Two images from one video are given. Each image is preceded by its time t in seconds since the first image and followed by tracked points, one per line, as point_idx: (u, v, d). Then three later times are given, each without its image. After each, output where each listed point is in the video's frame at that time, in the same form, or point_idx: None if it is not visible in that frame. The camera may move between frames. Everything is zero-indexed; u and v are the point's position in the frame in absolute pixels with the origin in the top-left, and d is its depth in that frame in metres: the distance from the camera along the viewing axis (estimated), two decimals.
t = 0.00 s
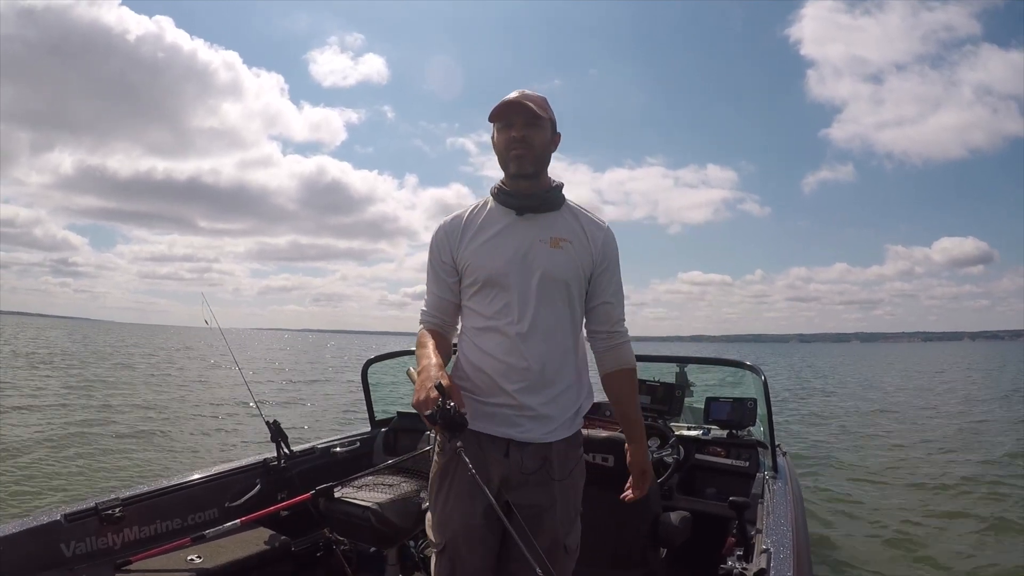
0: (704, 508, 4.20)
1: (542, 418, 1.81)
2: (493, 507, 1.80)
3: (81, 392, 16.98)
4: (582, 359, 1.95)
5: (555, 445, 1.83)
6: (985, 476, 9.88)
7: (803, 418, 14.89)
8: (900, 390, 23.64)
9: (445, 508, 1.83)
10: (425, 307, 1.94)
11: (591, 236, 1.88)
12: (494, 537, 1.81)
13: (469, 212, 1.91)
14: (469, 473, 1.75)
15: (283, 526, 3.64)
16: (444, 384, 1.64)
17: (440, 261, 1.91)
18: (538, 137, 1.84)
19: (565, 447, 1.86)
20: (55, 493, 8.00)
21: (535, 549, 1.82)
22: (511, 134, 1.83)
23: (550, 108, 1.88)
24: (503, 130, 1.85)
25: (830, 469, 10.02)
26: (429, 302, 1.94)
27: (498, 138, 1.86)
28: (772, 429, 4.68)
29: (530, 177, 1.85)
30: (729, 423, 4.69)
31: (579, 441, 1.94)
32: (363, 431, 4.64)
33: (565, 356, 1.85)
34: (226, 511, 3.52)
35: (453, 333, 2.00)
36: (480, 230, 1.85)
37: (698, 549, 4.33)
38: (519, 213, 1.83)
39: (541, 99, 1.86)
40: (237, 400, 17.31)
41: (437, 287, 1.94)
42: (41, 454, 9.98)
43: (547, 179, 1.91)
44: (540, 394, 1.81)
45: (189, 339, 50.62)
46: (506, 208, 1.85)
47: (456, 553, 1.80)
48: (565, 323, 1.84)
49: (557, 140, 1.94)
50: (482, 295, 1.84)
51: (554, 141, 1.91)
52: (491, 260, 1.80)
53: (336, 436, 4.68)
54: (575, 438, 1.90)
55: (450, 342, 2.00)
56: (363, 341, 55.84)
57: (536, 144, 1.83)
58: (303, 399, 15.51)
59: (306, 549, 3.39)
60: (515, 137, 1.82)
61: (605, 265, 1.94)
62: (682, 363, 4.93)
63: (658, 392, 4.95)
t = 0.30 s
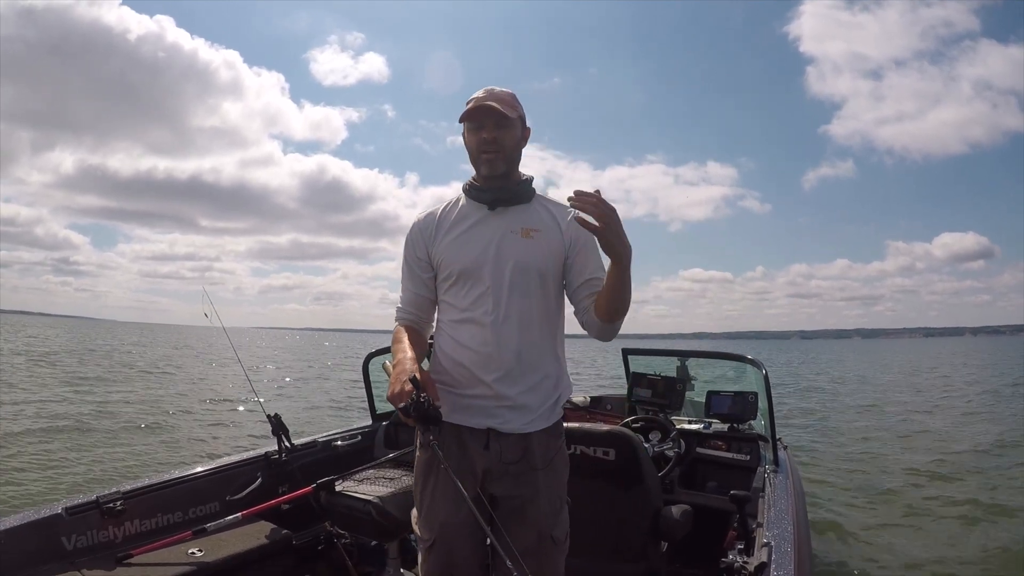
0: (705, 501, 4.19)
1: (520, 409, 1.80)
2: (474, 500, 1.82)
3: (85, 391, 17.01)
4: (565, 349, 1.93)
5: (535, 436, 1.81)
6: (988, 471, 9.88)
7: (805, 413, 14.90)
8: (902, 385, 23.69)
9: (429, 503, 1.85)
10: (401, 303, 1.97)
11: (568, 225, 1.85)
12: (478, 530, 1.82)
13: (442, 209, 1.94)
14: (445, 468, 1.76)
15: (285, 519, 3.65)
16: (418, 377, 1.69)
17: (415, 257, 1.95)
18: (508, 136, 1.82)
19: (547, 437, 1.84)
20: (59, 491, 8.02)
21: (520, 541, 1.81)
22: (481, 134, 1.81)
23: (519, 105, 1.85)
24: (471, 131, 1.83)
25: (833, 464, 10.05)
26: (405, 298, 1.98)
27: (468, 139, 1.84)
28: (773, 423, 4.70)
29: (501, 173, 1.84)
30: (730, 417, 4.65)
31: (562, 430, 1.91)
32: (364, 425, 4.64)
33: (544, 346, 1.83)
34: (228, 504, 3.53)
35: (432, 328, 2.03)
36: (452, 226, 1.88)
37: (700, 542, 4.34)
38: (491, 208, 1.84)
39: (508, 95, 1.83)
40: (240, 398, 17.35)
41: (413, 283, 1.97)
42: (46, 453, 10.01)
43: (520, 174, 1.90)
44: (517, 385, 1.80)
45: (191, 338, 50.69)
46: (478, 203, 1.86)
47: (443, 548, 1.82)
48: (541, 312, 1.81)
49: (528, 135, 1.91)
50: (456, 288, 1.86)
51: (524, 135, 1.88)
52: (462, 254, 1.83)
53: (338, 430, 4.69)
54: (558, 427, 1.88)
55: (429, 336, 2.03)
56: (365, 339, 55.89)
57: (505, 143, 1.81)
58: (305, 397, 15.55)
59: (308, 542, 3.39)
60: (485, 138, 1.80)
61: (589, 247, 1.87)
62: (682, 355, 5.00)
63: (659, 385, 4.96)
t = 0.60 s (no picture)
0: (705, 496, 4.21)
1: (498, 402, 1.79)
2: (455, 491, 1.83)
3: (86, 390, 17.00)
4: (548, 342, 1.91)
5: (515, 427, 1.79)
6: (989, 472, 9.87)
7: (805, 414, 14.90)
8: (904, 387, 23.71)
9: (414, 495, 1.88)
10: (385, 300, 2.00)
11: (546, 216, 1.82)
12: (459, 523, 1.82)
13: (422, 208, 1.97)
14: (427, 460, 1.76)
15: (284, 515, 3.65)
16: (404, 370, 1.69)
17: (398, 256, 1.98)
18: (484, 134, 1.81)
19: (528, 429, 1.82)
20: (60, 490, 8.01)
21: (502, 535, 1.78)
22: (456, 134, 1.80)
23: (493, 102, 1.84)
24: (444, 132, 1.83)
25: (834, 465, 10.06)
26: (389, 295, 2.01)
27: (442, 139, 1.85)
28: (773, 418, 4.69)
29: (478, 170, 1.84)
30: (731, 412, 4.70)
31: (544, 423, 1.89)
32: (363, 420, 4.65)
33: (522, 340, 1.81)
34: (228, 499, 3.53)
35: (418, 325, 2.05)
36: (430, 224, 1.90)
37: (699, 537, 4.35)
38: (468, 205, 1.85)
39: (479, 92, 1.82)
40: (242, 398, 17.35)
41: (396, 280, 2.00)
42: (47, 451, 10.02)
43: (497, 170, 1.89)
44: (495, 379, 1.80)
45: (191, 337, 50.69)
46: (456, 201, 1.87)
47: (427, 539, 1.84)
48: (519, 305, 1.80)
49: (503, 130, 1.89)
50: (435, 286, 1.88)
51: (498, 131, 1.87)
52: (439, 252, 1.85)
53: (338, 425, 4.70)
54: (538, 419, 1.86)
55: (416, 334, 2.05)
56: (366, 340, 55.88)
57: (479, 140, 1.80)
58: (306, 397, 15.56)
59: (308, 537, 3.41)
60: (460, 137, 1.79)
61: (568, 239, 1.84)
62: (682, 351, 5.00)
63: (660, 381, 4.99)
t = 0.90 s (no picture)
0: (704, 498, 4.20)
1: (495, 404, 1.78)
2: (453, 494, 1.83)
3: (85, 388, 16.96)
4: (545, 344, 1.91)
5: (514, 427, 1.79)
6: (988, 479, 9.86)
7: (804, 420, 14.90)
8: (903, 394, 23.70)
9: (411, 498, 1.88)
10: (378, 303, 1.99)
11: (542, 219, 1.83)
12: (457, 525, 1.82)
13: (416, 210, 1.96)
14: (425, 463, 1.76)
15: (284, 516, 3.65)
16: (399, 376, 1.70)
17: (392, 259, 1.98)
18: (482, 136, 1.81)
19: (528, 429, 1.81)
20: (59, 488, 8.00)
21: (500, 536, 1.76)
22: (454, 136, 1.79)
23: (490, 104, 1.84)
24: (440, 135, 1.82)
25: (832, 471, 10.07)
26: (382, 299, 1.99)
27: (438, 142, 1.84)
28: (773, 420, 4.67)
29: (475, 172, 1.84)
30: (730, 414, 4.75)
31: (543, 423, 1.88)
32: (363, 421, 4.65)
33: (519, 342, 1.81)
34: (227, 501, 3.52)
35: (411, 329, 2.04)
36: (425, 226, 1.90)
37: (699, 540, 4.34)
38: (463, 208, 1.85)
39: (477, 93, 1.81)
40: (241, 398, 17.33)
41: (390, 283, 1.99)
42: (46, 449, 10.02)
43: (491, 173, 1.89)
44: (492, 382, 1.79)
45: (191, 336, 50.66)
46: (451, 204, 1.88)
47: (423, 542, 1.84)
48: (517, 308, 1.80)
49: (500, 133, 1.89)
50: (431, 289, 1.88)
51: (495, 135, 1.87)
52: (436, 255, 1.85)
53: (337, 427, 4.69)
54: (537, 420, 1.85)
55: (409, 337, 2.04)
56: (365, 340, 55.88)
57: (477, 143, 1.80)
58: (305, 398, 15.55)
59: (307, 538, 3.39)
60: (459, 139, 1.79)
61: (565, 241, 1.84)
62: (682, 353, 4.98)
63: (659, 383, 4.97)
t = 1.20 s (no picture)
0: (705, 504, 4.19)
1: (504, 415, 1.80)
2: (461, 508, 1.83)
3: (84, 386, 16.96)
4: (553, 349, 1.92)
5: (523, 441, 1.80)
6: (986, 485, 9.87)
7: (803, 424, 14.92)
8: (902, 398, 23.72)
9: (418, 512, 1.87)
10: (383, 307, 1.97)
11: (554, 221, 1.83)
12: (465, 539, 1.81)
13: (422, 210, 1.94)
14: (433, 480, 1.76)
15: (284, 521, 3.65)
16: (404, 387, 1.71)
17: (398, 260, 1.95)
18: (493, 131, 1.83)
19: (537, 442, 1.83)
20: (57, 487, 8.00)
21: (508, 551, 1.77)
22: (465, 129, 1.82)
23: (502, 101, 1.87)
24: (452, 128, 1.84)
25: (831, 475, 10.09)
26: (387, 303, 1.98)
27: (450, 137, 1.85)
28: (774, 426, 4.68)
29: (485, 170, 1.85)
30: (731, 420, 4.70)
31: (553, 436, 1.89)
32: (364, 426, 4.65)
33: (529, 348, 1.82)
34: (227, 506, 3.53)
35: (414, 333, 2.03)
36: (433, 228, 1.89)
37: (699, 546, 4.35)
38: (472, 208, 1.84)
39: (489, 90, 1.84)
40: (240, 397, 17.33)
41: (395, 286, 1.97)
42: (44, 447, 10.00)
43: (501, 171, 1.89)
44: (500, 391, 1.80)
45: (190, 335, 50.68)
46: (460, 203, 1.87)
47: (430, 555, 1.84)
48: (527, 315, 1.80)
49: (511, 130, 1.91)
50: (438, 292, 1.86)
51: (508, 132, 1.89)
52: (443, 257, 1.84)
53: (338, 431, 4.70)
54: (547, 433, 1.86)
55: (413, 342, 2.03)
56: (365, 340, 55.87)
57: (489, 138, 1.82)
58: (303, 398, 15.53)
59: (307, 543, 3.36)
60: (469, 132, 1.81)
61: (575, 246, 1.84)
62: (682, 359, 4.98)
63: (660, 388, 5.00)
